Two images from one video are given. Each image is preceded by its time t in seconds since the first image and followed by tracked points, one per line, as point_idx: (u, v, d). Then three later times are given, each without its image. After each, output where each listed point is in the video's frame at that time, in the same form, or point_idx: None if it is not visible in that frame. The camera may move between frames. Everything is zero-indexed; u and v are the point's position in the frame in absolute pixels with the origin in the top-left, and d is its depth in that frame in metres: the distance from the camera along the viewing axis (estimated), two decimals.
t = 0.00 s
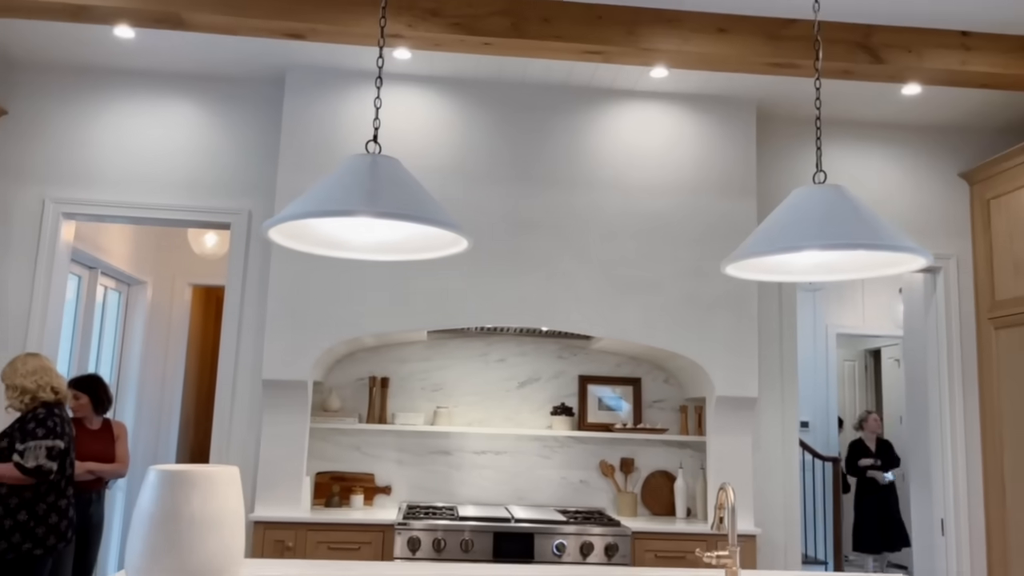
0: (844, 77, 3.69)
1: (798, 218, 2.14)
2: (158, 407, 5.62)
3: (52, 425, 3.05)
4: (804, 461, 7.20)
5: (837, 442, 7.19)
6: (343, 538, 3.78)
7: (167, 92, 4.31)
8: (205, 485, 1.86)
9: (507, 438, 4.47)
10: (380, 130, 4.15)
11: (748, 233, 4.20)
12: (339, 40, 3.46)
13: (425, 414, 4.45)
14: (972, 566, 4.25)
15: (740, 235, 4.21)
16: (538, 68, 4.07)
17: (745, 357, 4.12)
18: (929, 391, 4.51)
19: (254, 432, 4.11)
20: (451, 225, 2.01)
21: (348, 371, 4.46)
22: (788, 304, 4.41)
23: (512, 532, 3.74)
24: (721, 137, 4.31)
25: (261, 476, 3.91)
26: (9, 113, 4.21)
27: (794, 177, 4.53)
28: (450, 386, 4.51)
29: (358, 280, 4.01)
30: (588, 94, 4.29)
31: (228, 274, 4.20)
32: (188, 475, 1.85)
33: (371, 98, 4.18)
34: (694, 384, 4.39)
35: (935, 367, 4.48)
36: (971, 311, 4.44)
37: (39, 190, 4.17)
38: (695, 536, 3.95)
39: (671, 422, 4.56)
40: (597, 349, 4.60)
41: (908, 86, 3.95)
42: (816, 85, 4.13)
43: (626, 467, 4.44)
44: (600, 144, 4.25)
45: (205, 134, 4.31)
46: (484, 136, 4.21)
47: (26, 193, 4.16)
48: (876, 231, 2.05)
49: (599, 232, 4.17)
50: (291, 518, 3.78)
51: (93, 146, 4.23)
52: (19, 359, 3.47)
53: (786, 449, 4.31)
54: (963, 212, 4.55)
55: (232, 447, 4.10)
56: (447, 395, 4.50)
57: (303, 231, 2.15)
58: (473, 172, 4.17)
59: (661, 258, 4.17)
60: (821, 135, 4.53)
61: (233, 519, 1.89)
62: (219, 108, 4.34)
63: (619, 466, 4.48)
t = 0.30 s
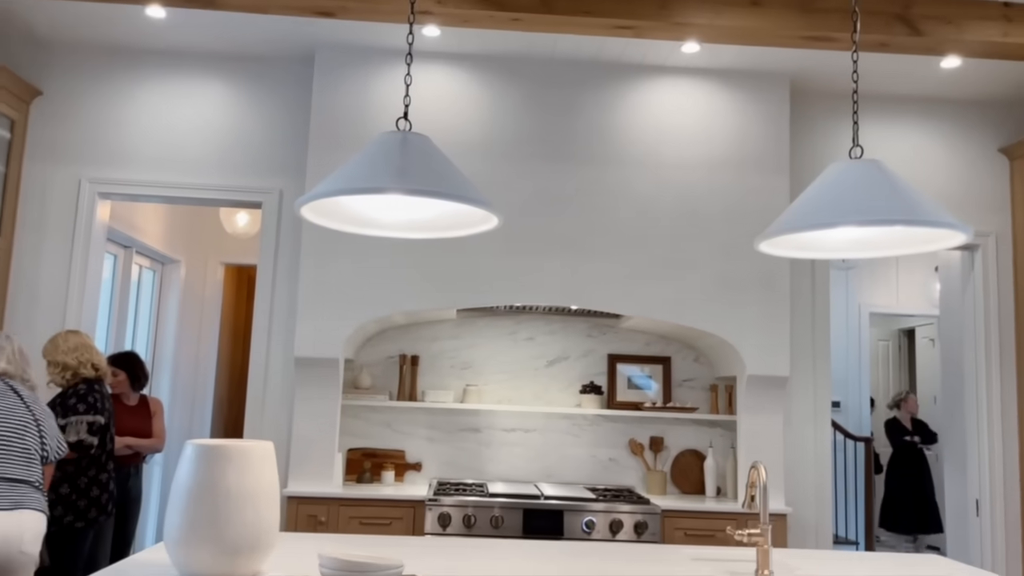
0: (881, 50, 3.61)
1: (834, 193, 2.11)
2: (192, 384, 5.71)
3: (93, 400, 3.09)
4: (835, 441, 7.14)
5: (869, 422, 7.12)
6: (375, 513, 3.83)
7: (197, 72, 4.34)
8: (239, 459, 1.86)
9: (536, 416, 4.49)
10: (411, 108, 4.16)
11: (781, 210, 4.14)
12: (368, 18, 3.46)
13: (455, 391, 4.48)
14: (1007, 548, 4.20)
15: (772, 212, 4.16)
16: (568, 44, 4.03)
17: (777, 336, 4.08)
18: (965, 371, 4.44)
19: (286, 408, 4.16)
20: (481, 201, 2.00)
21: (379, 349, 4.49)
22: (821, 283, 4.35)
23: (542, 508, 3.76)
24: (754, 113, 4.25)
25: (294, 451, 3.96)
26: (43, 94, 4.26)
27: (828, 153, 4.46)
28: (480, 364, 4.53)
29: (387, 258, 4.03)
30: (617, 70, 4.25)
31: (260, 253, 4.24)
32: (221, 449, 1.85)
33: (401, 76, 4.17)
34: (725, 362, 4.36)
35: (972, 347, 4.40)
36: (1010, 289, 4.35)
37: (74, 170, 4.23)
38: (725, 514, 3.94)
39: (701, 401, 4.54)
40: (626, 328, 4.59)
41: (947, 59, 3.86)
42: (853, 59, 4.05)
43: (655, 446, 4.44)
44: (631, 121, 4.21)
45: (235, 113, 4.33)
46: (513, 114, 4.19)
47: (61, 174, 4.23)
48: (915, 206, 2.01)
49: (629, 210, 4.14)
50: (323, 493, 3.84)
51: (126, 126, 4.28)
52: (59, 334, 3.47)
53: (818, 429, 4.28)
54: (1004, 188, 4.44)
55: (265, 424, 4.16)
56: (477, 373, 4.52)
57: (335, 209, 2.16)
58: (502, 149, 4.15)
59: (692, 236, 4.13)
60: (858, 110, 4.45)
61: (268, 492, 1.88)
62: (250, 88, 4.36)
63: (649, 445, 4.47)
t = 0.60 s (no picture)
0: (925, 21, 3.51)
1: (876, 167, 2.07)
2: (231, 361, 5.81)
3: (137, 376, 3.16)
4: (873, 421, 7.05)
5: (908, 402, 7.02)
6: (411, 489, 3.88)
7: (234, 52, 4.37)
8: (278, 434, 1.88)
9: (569, 393, 4.49)
10: (445, 84, 4.14)
11: (819, 186, 4.08)
12: None
13: (489, 369, 4.50)
14: None
15: (811, 188, 4.10)
16: (602, 19, 3.99)
17: (814, 313, 4.03)
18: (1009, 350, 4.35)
19: (323, 385, 4.22)
20: (517, 178, 2.00)
21: (413, 326, 4.52)
22: (860, 259, 4.29)
23: (576, 485, 3.78)
24: (793, 88, 4.17)
25: (331, 427, 4.02)
26: (83, 75, 4.33)
27: (869, 127, 4.37)
28: (513, 342, 4.54)
29: (422, 236, 4.05)
30: (652, 45, 4.20)
31: (296, 231, 4.28)
32: (261, 424, 1.87)
33: (435, 54, 4.17)
34: (761, 341, 4.33)
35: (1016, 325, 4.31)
36: None
37: (114, 150, 4.30)
38: (760, 493, 3.92)
39: (736, 379, 4.51)
40: (660, 306, 4.56)
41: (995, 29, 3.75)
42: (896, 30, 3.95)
43: (689, 424, 4.43)
44: (666, 97, 4.17)
45: (271, 92, 4.36)
46: (546, 91, 4.16)
47: (102, 154, 4.29)
48: (960, 181, 1.97)
49: (664, 187, 4.10)
50: (360, 468, 3.89)
51: (165, 106, 4.33)
52: (101, 311, 3.54)
53: (856, 407, 4.23)
54: None
55: (303, 400, 4.22)
56: (511, 350, 4.53)
57: (371, 186, 2.17)
58: (536, 126, 4.13)
59: (727, 213, 4.09)
60: (901, 83, 4.35)
61: (307, 465, 1.91)
62: (285, 68, 4.38)
63: (683, 423, 4.46)
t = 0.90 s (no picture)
0: None
1: (922, 143, 2.02)
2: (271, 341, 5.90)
3: (181, 355, 3.23)
4: (915, 403, 6.94)
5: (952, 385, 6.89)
6: (448, 468, 3.91)
7: (271, 36, 4.40)
8: (321, 413, 1.91)
9: (606, 375, 4.49)
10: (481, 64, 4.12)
11: (861, 164, 3.99)
12: None
13: (525, 350, 4.51)
14: None
15: (853, 166, 4.02)
16: None
17: (855, 294, 3.96)
18: None
19: (361, 365, 4.27)
20: (554, 157, 1.99)
21: (449, 308, 4.54)
22: (904, 239, 4.20)
23: (612, 466, 3.78)
24: (835, 64, 4.08)
25: (370, 407, 4.07)
26: (125, 60, 4.39)
27: (914, 104, 4.27)
28: (549, 323, 4.54)
29: (457, 217, 4.05)
30: (689, 23, 4.14)
31: (333, 213, 4.32)
32: (304, 403, 1.90)
33: (471, 34, 4.15)
34: (800, 322, 4.27)
35: None
36: None
37: (156, 135, 4.36)
38: (798, 475, 3.89)
39: (775, 361, 4.47)
40: (698, 287, 4.53)
41: None
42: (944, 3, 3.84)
43: (727, 406, 4.40)
44: (704, 75, 4.11)
45: (308, 75, 4.39)
46: (582, 71, 4.13)
47: (145, 138, 4.36)
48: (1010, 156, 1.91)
49: (701, 166, 4.05)
50: (398, 448, 3.94)
51: (204, 90, 4.38)
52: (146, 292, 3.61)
53: (898, 389, 4.16)
54: None
55: (342, 380, 4.27)
56: (546, 331, 4.53)
57: (408, 167, 2.18)
58: (572, 106, 4.11)
59: (766, 192, 4.03)
60: (948, 57, 4.23)
61: (348, 444, 1.94)
62: (321, 50, 4.40)
63: (720, 405, 4.43)
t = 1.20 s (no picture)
0: None
1: (975, 122, 1.96)
2: (314, 326, 5.98)
3: (228, 340, 3.29)
4: (964, 390, 6.80)
5: (1004, 371, 6.72)
6: (489, 452, 3.94)
7: (312, 23, 4.44)
8: (365, 395, 1.93)
9: (647, 360, 4.47)
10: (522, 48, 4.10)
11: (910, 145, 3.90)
12: None
13: (565, 335, 4.51)
14: None
15: (901, 147, 3.93)
16: None
17: (903, 278, 3.88)
18: None
19: (402, 350, 4.31)
20: (596, 141, 1.98)
21: (489, 293, 4.55)
22: (954, 221, 4.10)
23: (653, 451, 3.77)
24: (883, 42, 3.98)
25: (411, 391, 4.10)
26: (170, 50, 4.46)
27: (965, 82, 4.15)
28: (589, 308, 4.53)
29: (497, 202, 4.06)
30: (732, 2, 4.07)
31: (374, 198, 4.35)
32: (347, 386, 1.92)
33: (512, 18, 4.13)
34: (846, 306, 4.20)
35: None
36: None
37: (201, 123, 4.43)
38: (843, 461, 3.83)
39: (819, 346, 4.40)
40: (740, 271, 4.47)
41: None
42: None
43: (770, 391, 4.35)
44: (747, 55, 4.04)
45: (348, 62, 4.41)
46: (622, 53, 4.09)
47: (190, 126, 4.43)
48: None
49: (744, 148, 3.99)
50: (439, 431, 3.97)
51: (247, 78, 4.43)
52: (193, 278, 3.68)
53: (947, 375, 4.07)
54: None
55: (383, 364, 4.32)
56: (586, 316, 4.52)
57: (450, 152, 2.19)
58: (612, 89, 4.07)
59: (811, 174, 3.96)
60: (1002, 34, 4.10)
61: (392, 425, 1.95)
62: (361, 37, 4.42)
63: (763, 390, 4.39)
